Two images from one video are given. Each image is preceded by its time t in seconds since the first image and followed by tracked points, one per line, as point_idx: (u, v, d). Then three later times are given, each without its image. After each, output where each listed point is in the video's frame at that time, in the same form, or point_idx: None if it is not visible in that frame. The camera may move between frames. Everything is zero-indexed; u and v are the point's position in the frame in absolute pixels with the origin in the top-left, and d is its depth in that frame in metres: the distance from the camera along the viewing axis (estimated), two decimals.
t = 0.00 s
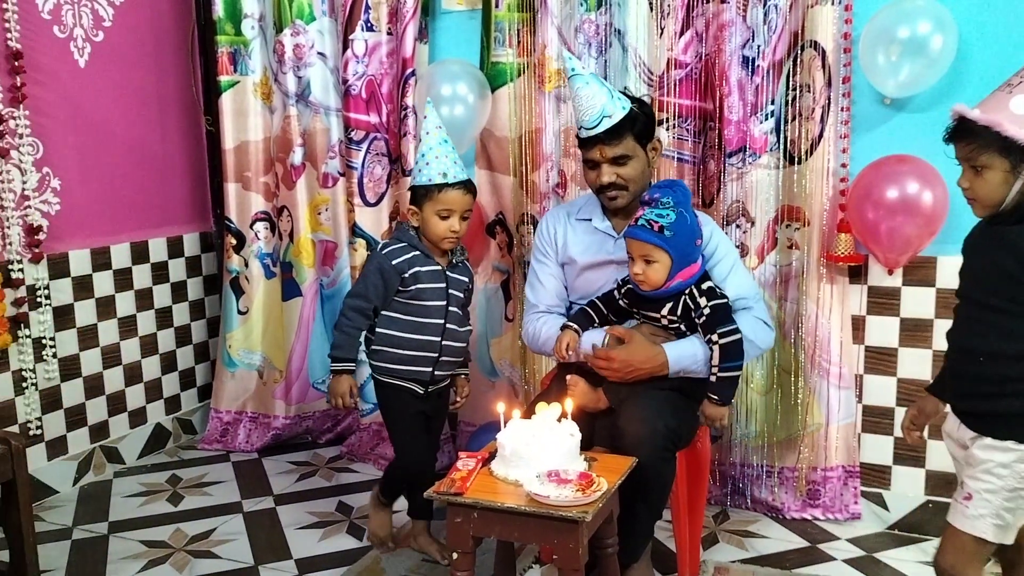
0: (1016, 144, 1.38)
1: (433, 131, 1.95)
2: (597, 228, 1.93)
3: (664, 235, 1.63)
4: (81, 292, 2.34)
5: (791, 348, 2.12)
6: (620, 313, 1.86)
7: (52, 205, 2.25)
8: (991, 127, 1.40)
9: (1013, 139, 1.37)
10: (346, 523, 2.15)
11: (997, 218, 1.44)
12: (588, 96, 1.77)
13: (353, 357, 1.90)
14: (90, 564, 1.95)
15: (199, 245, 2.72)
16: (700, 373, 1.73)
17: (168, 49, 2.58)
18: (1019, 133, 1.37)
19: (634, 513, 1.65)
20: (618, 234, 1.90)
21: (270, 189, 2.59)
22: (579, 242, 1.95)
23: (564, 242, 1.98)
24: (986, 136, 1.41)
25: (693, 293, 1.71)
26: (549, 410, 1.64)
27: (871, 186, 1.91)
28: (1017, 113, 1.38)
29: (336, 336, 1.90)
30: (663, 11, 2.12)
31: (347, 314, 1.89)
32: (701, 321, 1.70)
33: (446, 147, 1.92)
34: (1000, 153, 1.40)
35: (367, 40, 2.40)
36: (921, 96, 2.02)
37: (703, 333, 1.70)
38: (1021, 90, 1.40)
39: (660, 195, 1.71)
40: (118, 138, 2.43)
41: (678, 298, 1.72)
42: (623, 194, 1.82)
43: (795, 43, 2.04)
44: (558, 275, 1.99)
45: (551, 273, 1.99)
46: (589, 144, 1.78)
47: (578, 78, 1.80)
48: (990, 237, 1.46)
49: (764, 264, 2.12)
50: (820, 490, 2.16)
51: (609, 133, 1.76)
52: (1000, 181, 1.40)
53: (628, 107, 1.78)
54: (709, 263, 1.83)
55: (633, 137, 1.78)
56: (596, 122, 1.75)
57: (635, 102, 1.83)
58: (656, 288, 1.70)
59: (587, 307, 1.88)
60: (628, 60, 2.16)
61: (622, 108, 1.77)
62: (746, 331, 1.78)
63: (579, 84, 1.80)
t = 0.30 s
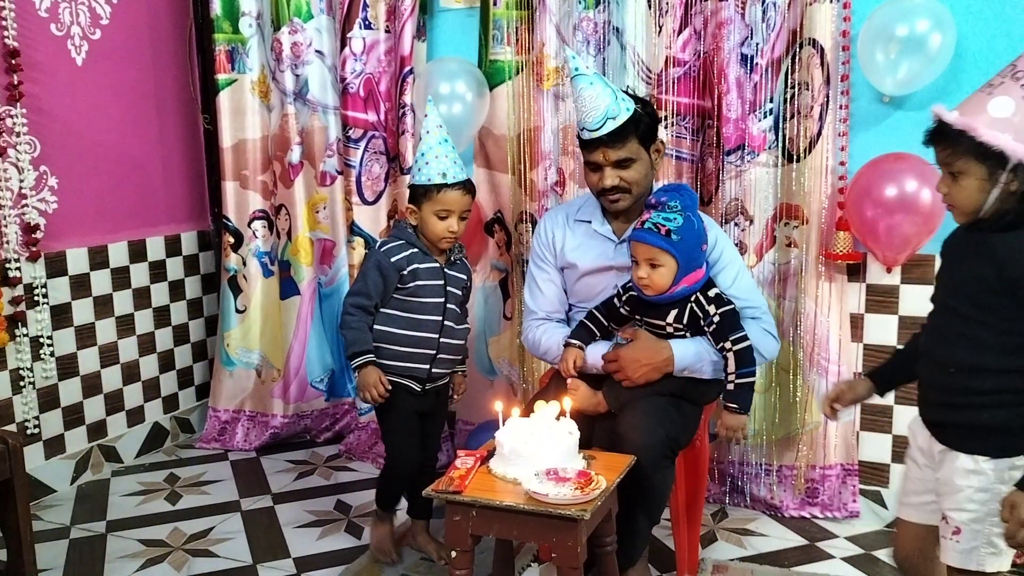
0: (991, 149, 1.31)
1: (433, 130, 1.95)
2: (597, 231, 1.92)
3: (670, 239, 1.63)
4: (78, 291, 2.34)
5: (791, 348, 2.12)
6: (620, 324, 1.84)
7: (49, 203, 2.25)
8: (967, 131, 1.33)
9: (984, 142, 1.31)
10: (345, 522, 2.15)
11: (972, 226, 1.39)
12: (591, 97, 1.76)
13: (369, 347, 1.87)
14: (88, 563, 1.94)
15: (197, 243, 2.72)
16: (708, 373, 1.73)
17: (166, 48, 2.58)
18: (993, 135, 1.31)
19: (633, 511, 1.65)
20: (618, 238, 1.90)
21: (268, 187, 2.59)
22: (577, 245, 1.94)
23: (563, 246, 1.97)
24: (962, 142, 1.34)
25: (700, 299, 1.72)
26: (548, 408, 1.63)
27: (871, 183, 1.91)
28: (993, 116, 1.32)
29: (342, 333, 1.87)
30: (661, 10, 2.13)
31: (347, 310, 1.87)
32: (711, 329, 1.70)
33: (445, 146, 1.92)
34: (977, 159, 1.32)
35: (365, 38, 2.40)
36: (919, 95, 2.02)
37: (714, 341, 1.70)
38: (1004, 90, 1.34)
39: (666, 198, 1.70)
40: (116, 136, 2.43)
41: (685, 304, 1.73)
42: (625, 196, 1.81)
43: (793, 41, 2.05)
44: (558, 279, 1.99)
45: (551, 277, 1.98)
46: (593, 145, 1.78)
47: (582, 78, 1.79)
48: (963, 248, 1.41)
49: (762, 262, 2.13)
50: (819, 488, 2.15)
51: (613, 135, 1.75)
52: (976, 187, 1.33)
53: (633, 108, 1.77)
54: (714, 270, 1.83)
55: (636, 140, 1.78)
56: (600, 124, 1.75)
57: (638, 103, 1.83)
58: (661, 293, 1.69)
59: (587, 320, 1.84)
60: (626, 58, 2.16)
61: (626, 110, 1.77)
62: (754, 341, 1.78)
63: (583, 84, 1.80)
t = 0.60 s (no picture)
0: (851, 167, 1.29)
1: (418, 124, 1.95)
2: (592, 232, 1.92)
3: (670, 244, 1.63)
4: (75, 288, 2.33)
5: (790, 345, 2.13)
6: (617, 327, 1.83)
7: (46, 200, 2.24)
8: (828, 153, 1.31)
9: (841, 163, 1.29)
10: (343, 519, 2.15)
11: (852, 241, 1.35)
12: (591, 97, 1.76)
13: (359, 347, 1.88)
14: (85, 560, 1.94)
15: (194, 240, 2.71)
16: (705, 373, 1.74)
17: (163, 45, 2.57)
18: (851, 154, 1.28)
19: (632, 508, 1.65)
20: (615, 239, 1.89)
21: (266, 184, 2.59)
22: (573, 247, 1.94)
23: (558, 247, 1.96)
24: (825, 163, 1.32)
25: (700, 302, 1.75)
26: (546, 404, 1.63)
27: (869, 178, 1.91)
28: (849, 135, 1.30)
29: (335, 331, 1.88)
30: (659, 6, 2.13)
31: (340, 309, 1.88)
32: (710, 334, 1.73)
33: (432, 141, 1.92)
34: (841, 177, 1.30)
35: (363, 34, 2.39)
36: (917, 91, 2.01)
37: (713, 345, 1.73)
38: (858, 108, 1.31)
39: (667, 201, 1.69)
40: (113, 132, 2.42)
41: (684, 307, 1.75)
42: (623, 199, 1.81)
43: (791, 37, 2.05)
44: (554, 280, 1.98)
45: (547, 278, 1.98)
46: (592, 148, 1.77)
47: (582, 79, 1.79)
48: (844, 259, 1.36)
49: (760, 259, 2.13)
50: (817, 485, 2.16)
51: (613, 136, 1.75)
52: (841, 207, 1.31)
53: (632, 109, 1.77)
54: (714, 272, 1.83)
55: (637, 143, 1.77)
56: (600, 126, 1.74)
57: (637, 103, 1.83)
58: (659, 298, 1.70)
59: (584, 326, 1.83)
60: (624, 55, 2.17)
61: (627, 111, 1.77)
62: (753, 344, 1.76)
63: (583, 85, 1.80)
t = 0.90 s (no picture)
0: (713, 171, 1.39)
1: (415, 120, 1.94)
2: (589, 230, 1.92)
3: (664, 244, 1.61)
4: (73, 283, 2.33)
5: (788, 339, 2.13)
6: (612, 324, 1.84)
7: (44, 195, 2.23)
8: (690, 161, 1.41)
9: (704, 166, 1.38)
10: (341, 514, 2.15)
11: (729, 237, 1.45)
12: (584, 96, 1.77)
13: (349, 338, 1.90)
14: (83, 555, 1.94)
15: (192, 235, 2.71)
16: (701, 368, 1.74)
17: (160, 39, 2.56)
18: (711, 160, 1.38)
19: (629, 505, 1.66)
20: (611, 236, 1.90)
21: (263, 178, 2.58)
22: (569, 244, 1.93)
23: (554, 245, 1.96)
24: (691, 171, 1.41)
25: (695, 298, 1.75)
26: (545, 398, 1.63)
27: (869, 173, 1.91)
28: (707, 142, 1.40)
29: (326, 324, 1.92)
30: None
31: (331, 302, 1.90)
32: (707, 328, 1.75)
33: (429, 137, 1.91)
34: (705, 183, 1.39)
35: (360, 28, 2.38)
36: (915, 85, 2.00)
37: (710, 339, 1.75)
38: (713, 117, 1.43)
39: (659, 199, 1.65)
40: (111, 126, 2.41)
41: (680, 304, 1.76)
42: (617, 195, 1.81)
43: (790, 32, 2.04)
44: (550, 278, 1.98)
45: (543, 276, 1.97)
46: (586, 146, 1.77)
47: (574, 76, 1.80)
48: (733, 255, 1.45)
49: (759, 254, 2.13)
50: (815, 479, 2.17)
51: (606, 134, 1.75)
52: (713, 209, 1.39)
53: (625, 106, 1.77)
54: (708, 268, 1.83)
55: (631, 139, 1.77)
56: (592, 124, 1.75)
57: (632, 99, 1.83)
58: (655, 296, 1.70)
59: (580, 323, 1.84)
60: (623, 49, 2.16)
61: (620, 108, 1.76)
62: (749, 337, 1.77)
63: (575, 82, 1.81)
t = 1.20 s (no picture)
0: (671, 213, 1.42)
1: (408, 123, 1.95)
2: (587, 225, 1.91)
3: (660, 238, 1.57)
4: (74, 284, 2.33)
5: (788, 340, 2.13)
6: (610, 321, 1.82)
7: (45, 196, 2.24)
8: (648, 206, 1.46)
9: (662, 210, 1.42)
10: (341, 514, 2.15)
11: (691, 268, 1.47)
12: (580, 89, 1.76)
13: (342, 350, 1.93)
14: (84, 556, 1.94)
15: (193, 236, 2.71)
16: (701, 358, 1.73)
17: (161, 41, 2.56)
18: (668, 205, 1.42)
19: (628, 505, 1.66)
20: (610, 231, 1.89)
21: (264, 179, 2.58)
22: (569, 240, 1.93)
23: (554, 240, 1.96)
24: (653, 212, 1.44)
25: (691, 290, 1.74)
26: (545, 399, 1.63)
27: (869, 173, 1.91)
28: (664, 187, 1.45)
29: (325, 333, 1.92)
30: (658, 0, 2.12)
31: (329, 311, 1.90)
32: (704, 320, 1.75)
33: (422, 139, 1.91)
34: (664, 224, 1.42)
35: (361, 29, 2.39)
36: (916, 86, 2.00)
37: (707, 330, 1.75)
38: (667, 162, 1.48)
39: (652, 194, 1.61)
40: (112, 128, 2.42)
41: (675, 297, 1.75)
42: (615, 186, 1.81)
43: (791, 32, 2.04)
44: (550, 274, 1.98)
45: (543, 273, 1.98)
46: (583, 138, 1.77)
47: (570, 71, 1.80)
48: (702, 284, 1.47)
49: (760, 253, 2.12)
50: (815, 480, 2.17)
51: (603, 126, 1.74)
52: (672, 250, 1.43)
53: (621, 99, 1.78)
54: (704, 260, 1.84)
55: (627, 131, 1.77)
56: (589, 116, 1.74)
57: (627, 94, 1.83)
58: (651, 289, 1.66)
59: (579, 320, 1.82)
60: (624, 49, 2.17)
61: (616, 101, 1.77)
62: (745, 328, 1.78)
63: (572, 76, 1.81)
